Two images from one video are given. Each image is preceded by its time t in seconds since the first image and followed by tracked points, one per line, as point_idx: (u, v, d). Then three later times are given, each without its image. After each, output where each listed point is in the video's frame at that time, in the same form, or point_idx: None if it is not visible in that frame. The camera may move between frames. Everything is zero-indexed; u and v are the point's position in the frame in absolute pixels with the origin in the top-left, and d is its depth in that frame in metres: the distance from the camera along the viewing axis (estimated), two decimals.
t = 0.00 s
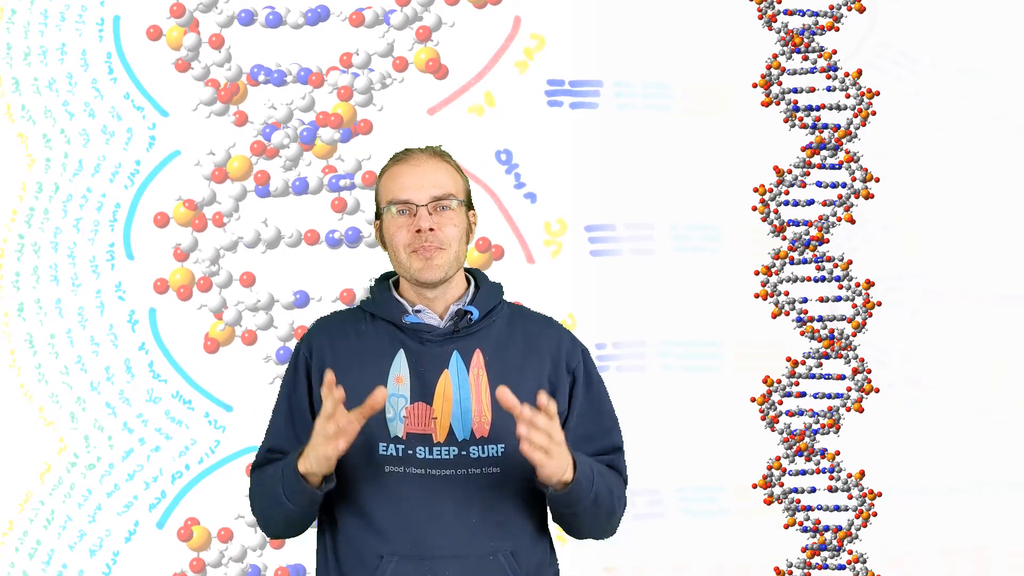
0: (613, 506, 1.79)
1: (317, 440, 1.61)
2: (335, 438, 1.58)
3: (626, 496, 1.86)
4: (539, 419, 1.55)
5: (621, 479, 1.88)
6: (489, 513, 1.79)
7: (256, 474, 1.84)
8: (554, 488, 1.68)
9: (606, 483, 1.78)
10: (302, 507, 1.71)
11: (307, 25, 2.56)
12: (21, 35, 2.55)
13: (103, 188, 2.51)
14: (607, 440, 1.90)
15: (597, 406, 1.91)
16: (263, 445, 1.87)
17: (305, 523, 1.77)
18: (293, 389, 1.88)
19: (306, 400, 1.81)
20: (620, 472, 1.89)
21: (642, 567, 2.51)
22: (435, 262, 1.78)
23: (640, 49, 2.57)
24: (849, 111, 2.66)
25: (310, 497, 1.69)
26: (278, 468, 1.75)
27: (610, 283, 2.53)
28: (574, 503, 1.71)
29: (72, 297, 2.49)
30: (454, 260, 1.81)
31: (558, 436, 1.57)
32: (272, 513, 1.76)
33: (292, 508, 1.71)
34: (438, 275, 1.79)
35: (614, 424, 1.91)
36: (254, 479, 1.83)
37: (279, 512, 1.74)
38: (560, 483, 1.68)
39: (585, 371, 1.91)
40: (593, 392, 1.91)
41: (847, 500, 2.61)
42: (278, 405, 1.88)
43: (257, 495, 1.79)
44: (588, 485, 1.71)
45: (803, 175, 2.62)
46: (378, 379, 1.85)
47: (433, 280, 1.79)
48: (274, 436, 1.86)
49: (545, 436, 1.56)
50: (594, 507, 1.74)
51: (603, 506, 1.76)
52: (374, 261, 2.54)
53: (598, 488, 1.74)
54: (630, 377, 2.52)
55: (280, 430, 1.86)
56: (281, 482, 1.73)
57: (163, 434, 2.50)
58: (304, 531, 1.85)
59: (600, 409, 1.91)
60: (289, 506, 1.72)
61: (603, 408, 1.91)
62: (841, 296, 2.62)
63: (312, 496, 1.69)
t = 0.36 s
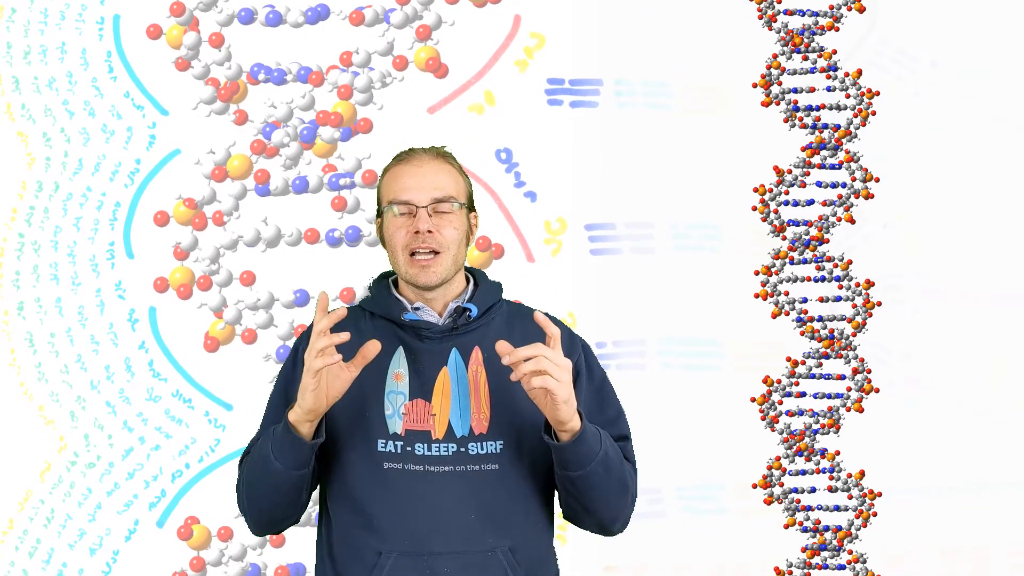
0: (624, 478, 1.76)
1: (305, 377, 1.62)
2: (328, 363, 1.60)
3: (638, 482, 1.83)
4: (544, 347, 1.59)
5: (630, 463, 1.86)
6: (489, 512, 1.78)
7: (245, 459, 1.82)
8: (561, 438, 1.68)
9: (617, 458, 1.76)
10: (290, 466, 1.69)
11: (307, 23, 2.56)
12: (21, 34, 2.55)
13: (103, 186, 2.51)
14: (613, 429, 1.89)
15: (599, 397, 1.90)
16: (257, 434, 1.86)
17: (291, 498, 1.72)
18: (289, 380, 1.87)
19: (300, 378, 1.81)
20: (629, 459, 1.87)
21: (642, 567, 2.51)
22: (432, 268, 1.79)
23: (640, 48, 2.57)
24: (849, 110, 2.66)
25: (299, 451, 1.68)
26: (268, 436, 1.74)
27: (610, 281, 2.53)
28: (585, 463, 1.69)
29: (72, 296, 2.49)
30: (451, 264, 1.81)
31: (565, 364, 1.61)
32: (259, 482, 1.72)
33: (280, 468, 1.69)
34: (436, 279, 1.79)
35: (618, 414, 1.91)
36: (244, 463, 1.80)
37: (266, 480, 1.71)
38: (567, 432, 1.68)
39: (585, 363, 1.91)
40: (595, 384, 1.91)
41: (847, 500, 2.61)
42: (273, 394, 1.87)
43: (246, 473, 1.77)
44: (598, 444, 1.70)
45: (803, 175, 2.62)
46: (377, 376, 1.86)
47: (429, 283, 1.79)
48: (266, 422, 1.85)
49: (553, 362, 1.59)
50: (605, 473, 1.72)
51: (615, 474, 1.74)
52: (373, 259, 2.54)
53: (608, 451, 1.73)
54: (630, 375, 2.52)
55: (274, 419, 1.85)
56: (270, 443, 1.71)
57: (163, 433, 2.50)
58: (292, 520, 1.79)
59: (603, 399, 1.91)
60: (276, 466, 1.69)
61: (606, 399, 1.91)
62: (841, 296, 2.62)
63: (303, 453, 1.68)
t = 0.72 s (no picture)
0: (605, 515, 1.80)
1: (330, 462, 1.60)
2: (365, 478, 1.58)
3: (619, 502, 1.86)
4: (508, 454, 1.55)
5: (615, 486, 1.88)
6: (489, 514, 1.79)
7: (261, 477, 1.84)
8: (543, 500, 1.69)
9: (601, 497, 1.78)
10: (316, 520, 1.71)
11: (307, 22, 2.56)
12: (21, 32, 2.55)
13: (103, 185, 2.51)
14: (604, 444, 1.89)
15: (594, 407, 1.91)
16: (266, 448, 1.87)
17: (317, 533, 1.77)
18: (293, 391, 1.88)
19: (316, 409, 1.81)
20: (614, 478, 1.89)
21: (642, 566, 2.51)
22: (441, 260, 1.78)
23: (640, 46, 2.57)
24: (849, 111, 2.66)
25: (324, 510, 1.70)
26: (289, 479, 1.75)
27: (610, 281, 2.53)
28: (564, 515, 1.71)
29: (72, 295, 2.49)
30: (460, 260, 1.81)
31: (535, 463, 1.56)
32: (284, 526, 1.75)
33: (306, 523, 1.71)
34: (443, 273, 1.79)
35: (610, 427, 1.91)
36: (262, 487, 1.82)
37: (291, 524, 1.74)
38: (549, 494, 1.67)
39: (582, 372, 1.92)
40: (592, 394, 1.92)
41: (847, 500, 2.60)
42: (279, 407, 1.88)
43: (266, 502, 1.79)
44: (579, 496, 1.72)
45: (803, 175, 2.62)
46: (377, 380, 1.85)
47: (437, 277, 1.80)
48: (278, 438, 1.86)
49: (516, 468, 1.55)
50: (586, 519, 1.75)
51: (595, 517, 1.77)
52: (373, 258, 2.54)
53: (590, 499, 1.74)
54: (630, 374, 2.52)
55: (282, 433, 1.86)
56: (294, 495, 1.72)
57: (163, 432, 2.50)
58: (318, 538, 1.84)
59: (597, 411, 1.91)
60: (302, 521, 1.72)
61: (600, 410, 1.91)
62: (841, 296, 2.62)
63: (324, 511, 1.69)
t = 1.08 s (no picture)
0: (605, 517, 1.79)
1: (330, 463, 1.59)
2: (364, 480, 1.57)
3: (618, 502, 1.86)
4: (506, 454, 1.54)
5: (614, 486, 1.88)
6: (488, 514, 1.79)
7: (261, 476, 1.84)
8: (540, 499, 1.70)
9: (600, 498, 1.78)
10: (316, 519, 1.72)
11: (307, 21, 2.56)
12: (21, 31, 2.54)
13: (103, 184, 2.51)
14: (602, 445, 1.89)
15: (594, 408, 1.91)
16: (265, 447, 1.87)
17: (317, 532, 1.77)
18: (292, 390, 1.88)
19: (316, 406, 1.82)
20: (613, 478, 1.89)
21: (642, 566, 2.50)
22: (440, 265, 1.79)
23: (640, 45, 2.57)
24: (849, 110, 2.66)
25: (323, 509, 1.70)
26: (288, 480, 1.75)
27: (610, 279, 2.53)
28: (563, 515, 1.72)
29: (72, 294, 2.49)
30: (458, 262, 1.81)
31: (534, 463, 1.56)
32: (284, 526, 1.75)
33: (305, 521, 1.72)
34: (441, 275, 1.80)
35: (610, 429, 1.90)
36: (261, 487, 1.82)
37: (290, 523, 1.74)
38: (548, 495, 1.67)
39: (583, 373, 1.92)
40: (592, 394, 1.91)
41: (847, 500, 2.60)
42: (278, 406, 1.88)
43: (265, 502, 1.79)
44: (579, 497, 1.72)
45: (803, 175, 2.62)
46: (376, 380, 1.85)
47: (435, 280, 1.80)
48: (278, 438, 1.87)
49: (515, 469, 1.55)
50: (584, 519, 1.75)
51: (593, 518, 1.76)
52: (374, 256, 2.54)
53: (588, 500, 1.74)
54: (630, 374, 2.52)
55: (281, 432, 1.86)
56: (293, 495, 1.73)
57: (163, 431, 2.50)
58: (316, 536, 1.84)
59: (597, 412, 1.91)
60: (302, 520, 1.72)
61: (600, 411, 1.91)
62: (841, 296, 2.62)
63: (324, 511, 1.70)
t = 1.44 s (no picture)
0: (622, 493, 1.77)
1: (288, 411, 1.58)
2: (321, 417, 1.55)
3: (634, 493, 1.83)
4: (535, 391, 1.55)
5: (627, 473, 1.86)
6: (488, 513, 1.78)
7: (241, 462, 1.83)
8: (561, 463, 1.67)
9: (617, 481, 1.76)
10: (278, 481, 1.69)
11: (307, 20, 2.56)
12: (21, 30, 2.54)
13: (103, 182, 2.51)
14: (608, 437, 1.89)
15: (598, 403, 1.90)
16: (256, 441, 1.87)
17: (282, 508, 1.73)
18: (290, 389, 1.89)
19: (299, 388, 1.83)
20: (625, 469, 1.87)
21: (642, 566, 2.50)
22: (439, 263, 1.79)
23: (640, 44, 2.57)
24: (849, 110, 2.66)
25: (286, 469, 1.67)
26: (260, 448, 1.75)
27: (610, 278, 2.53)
28: (583, 482, 1.68)
29: (72, 292, 2.48)
30: (457, 262, 1.81)
31: (560, 400, 1.56)
32: (250, 493, 1.73)
33: (267, 482, 1.69)
34: (440, 275, 1.80)
35: (615, 422, 1.90)
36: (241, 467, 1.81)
37: (256, 489, 1.72)
38: (567, 457, 1.66)
39: (584, 369, 1.91)
40: (594, 390, 1.91)
41: (847, 500, 2.60)
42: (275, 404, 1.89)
43: (241, 477, 1.78)
44: (597, 465, 1.69)
45: (803, 175, 2.62)
46: (374, 379, 1.85)
47: (434, 280, 1.80)
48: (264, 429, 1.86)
49: (543, 405, 1.55)
50: (603, 491, 1.71)
51: (611, 491, 1.73)
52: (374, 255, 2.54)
53: (606, 470, 1.72)
54: (630, 373, 2.52)
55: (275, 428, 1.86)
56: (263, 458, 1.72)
57: (163, 429, 2.50)
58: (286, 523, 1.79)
59: (601, 406, 1.90)
60: (265, 480, 1.70)
61: (604, 406, 1.91)
62: (841, 296, 2.62)
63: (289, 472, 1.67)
